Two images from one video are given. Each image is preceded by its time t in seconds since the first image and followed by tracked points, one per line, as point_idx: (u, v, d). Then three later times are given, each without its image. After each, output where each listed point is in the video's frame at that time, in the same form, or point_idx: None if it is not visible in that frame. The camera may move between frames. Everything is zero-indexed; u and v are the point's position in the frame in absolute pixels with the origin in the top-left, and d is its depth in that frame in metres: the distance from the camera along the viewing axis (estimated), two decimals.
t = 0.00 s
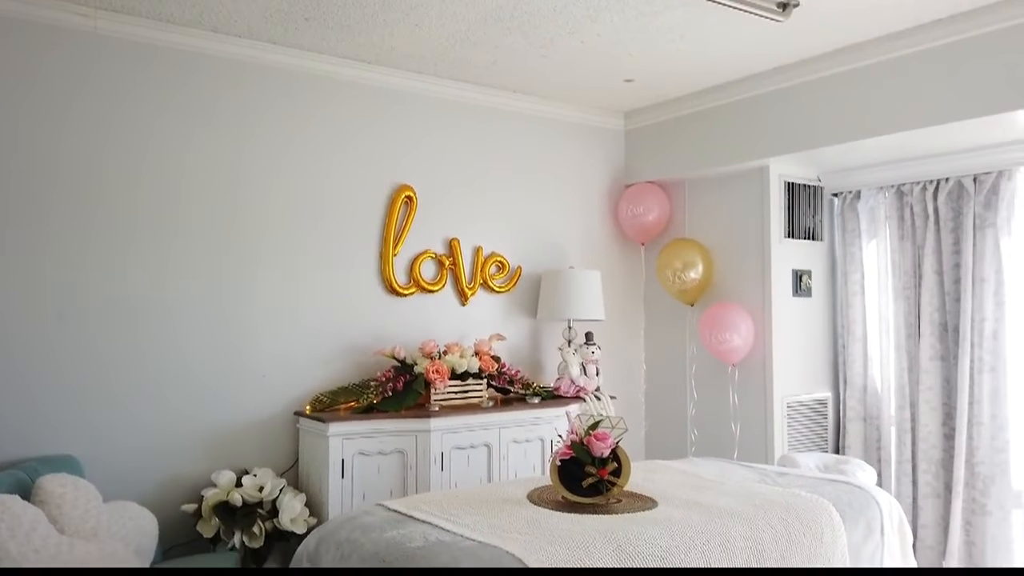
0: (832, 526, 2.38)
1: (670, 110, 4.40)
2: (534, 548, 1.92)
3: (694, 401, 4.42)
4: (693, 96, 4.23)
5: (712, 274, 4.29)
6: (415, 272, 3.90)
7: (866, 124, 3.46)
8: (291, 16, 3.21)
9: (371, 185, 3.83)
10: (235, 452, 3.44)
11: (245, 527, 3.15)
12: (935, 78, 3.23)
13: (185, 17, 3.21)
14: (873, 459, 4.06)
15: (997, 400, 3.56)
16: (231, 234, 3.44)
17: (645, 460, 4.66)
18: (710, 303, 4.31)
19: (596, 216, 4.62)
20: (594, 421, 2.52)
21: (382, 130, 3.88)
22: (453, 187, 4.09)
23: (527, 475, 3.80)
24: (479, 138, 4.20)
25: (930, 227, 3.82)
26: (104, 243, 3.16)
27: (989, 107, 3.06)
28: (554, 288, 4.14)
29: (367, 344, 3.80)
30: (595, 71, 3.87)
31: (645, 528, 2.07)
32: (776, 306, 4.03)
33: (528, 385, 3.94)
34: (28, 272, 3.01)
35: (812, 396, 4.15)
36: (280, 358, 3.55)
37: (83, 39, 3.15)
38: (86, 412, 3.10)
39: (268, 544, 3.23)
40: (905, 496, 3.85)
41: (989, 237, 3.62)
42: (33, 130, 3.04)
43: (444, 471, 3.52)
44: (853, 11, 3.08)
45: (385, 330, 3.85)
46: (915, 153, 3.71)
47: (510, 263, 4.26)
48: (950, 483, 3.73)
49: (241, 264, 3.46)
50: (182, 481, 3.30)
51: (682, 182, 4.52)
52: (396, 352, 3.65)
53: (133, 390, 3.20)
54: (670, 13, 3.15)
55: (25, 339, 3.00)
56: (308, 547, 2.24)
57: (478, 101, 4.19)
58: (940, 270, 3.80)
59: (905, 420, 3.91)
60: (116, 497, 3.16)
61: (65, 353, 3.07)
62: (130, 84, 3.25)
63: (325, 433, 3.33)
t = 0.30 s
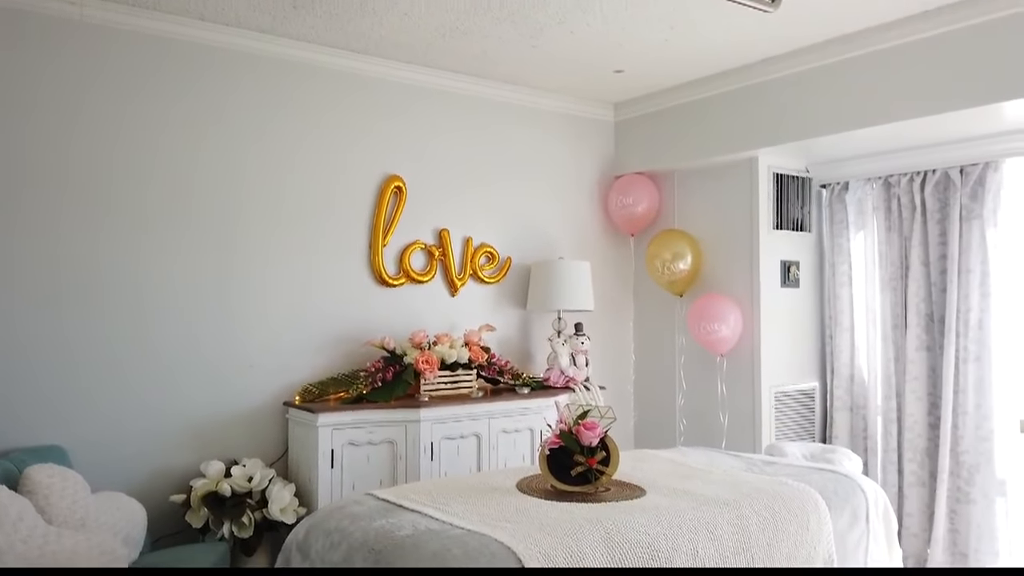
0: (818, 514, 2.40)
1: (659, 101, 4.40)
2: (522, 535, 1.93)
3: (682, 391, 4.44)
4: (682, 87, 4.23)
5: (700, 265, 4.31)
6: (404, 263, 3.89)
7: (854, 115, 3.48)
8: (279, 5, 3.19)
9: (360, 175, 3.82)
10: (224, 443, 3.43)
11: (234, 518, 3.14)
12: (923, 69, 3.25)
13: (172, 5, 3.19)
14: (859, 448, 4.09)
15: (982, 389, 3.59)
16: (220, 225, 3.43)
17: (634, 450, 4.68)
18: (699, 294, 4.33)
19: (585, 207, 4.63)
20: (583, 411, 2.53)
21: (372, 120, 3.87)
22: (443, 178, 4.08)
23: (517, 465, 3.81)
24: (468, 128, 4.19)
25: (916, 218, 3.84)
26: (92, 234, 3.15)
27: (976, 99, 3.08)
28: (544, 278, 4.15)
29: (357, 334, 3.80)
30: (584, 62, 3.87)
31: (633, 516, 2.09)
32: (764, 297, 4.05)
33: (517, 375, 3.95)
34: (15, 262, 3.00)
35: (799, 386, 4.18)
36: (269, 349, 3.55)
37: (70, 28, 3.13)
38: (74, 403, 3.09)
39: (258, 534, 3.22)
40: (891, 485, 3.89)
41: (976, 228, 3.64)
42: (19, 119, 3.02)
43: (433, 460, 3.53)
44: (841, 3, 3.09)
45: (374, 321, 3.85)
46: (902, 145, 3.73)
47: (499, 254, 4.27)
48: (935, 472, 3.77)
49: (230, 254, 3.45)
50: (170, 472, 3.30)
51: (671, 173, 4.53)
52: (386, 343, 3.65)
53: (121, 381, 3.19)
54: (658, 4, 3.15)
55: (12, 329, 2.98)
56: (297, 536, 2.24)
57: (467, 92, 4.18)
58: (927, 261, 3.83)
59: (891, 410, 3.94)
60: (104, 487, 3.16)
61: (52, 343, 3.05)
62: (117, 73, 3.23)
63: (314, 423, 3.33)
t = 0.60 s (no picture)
0: (804, 501, 2.42)
1: (649, 91, 4.40)
2: (511, 522, 1.94)
3: (672, 381, 4.46)
4: (673, 77, 4.23)
5: (690, 255, 4.33)
6: (394, 253, 3.89)
7: (843, 106, 3.49)
8: None
9: (349, 164, 3.81)
10: (214, 433, 3.43)
11: (224, 507, 3.14)
12: (912, 60, 3.27)
13: None
14: (846, 437, 4.13)
15: (968, 378, 3.63)
16: (209, 214, 3.41)
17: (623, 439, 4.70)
18: (688, 284, 4.35)
19: (575, 197, 4.63)
20: (572, 399, 2.54)
21: (362, 109, 3.86)
22: (432, 167, 4.08)
23: (506, 454, 3.83)
24: (458, 117, 4.18)
25: (904, 209, 3.86)
26: (80, 222, 3.12)
27: (964, 89, 3.10)
28: (534, 268, 4.15)
29: (347, 324, 3.79)
30: (575, 51, 3.86)
31: (621, 503, 2.10)
32: (752, 286, 4.06)
33: (507, 364, 3.96)
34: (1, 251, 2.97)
35: (787, 375, 4.21)
36: (259, 338, 3.54)
37: (57, 14, 3.10)
38: (63, 393, 3.08)
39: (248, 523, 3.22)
40: (877, 473, 3.92)
41: (963, 219, 3.66)
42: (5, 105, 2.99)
43: (423, 450, 3.54)
44: None
45: (364, 310, 3.84)
46: (891, 135, 3.74)
47: (489, 244, 4.27)
48: (920, 460, 3.80)
49: (219, 243, 3.44)
50: (160, 462, 3.29)
51: (661, 163, 4.54)
52: (375, 333, 3.65)
53: (109, 370, 3.18)
54: None
55: None
56: (286, 525, 2.24)
57: (457, 81, 4.17)
58: (914, 251, 3.85)
59: (878, 398, 3.97)
60: (93, 477, 3.15)
61: (39, 332, 3.04)
62: (104, 60, 3.20)
63: (304, 413, 3.33)
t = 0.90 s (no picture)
0: (790, 488, 2.45)
1: (640, 80, 4.41)
2: (500, 510, 1.95)
3: (661, 370, 4.48)
4: (663, 67, 4.23)
5: (679, 245, 4.34)
6: (384, 242, 3.88)
7: (831, 96, 3.51)
8: None
9: (338, 153, 3.80)
10: (203, 421, 3.43)
11: (213, 496, 3.14)
12: (898, 51, 3.28)
13: None
14: (833, 426, 4.17)
15: (954, 367, 3.65)
16: (196, 202, 3.40)
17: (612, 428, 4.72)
18: (677, 274, 4.37)
19: (565, 187, 4.63)
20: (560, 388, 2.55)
21: (351, 97, 3.84)
22: (422, 157, 4.07)
23: (496, 442, 3.84)
24: (448, 106, 4.17)
25: (891, 198, 3.88)
26: (67, 210, 3.11)
27: (950, 79, 3.12)
28: (524, 258, 4.15)
29: (336, 313, 3.79)
30: (565, 40, 3.86)
31: (608, 491, 2.12)
32: (740, 276, 4.08)
33: (497, 353, 3.97)
34: None
35: (775, 364, 4.23)
36: (248, 327, 3.53)
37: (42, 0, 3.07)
38: (51, 382, 3.07)
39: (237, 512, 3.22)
40: (863, 461, 3.96)
41: (949, 209, 3.69)
42: None
43: (413, 439, 3.55)
44: None
45: (353, 300, 3.84)
46: (879, 125, 3.76)
47: (479, 234, 4.27)
48: (906, 448, 3.84)
49: (208, 232, 3.42)
50: (148, 451, 3.29)
51: (650, 153, 4.54)
52: (365, 322, 3.65)
53: (98, 359, 3.17)
54: None
55: None
56: (274, 513, 2.24)
57: (447, 70, 4.16)
58: (901, 241, 3.88)
59: (864, 387, 4.00)
60: (82, 466, 3.14)
61: (26, 321, 3.02)
62: (91, 46, 3.18)
63: (293, 402, 3.33)
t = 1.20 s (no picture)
0: (777, 475, 2.47)
1: (629, 70, 4.40)
2: (488, 498, 1.96)
3: (649, 359, 4.50)
4: (652, 57, 4.23)
5: (668, 235, 4.35)
6: (373, 232, 3.88)
7: (820, 86, 3.52)
8: None
9: (327, 143, 3.78)
10: (191, 411, 3.42)
11: (202, 486, 3.13)
12: (886, 41, 3.30)
13: None
14: (820, 414, 4.20)
15: (939, 356, 3.68)
16: (184, 192, 3.38)
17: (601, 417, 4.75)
18: (666, 264, 4.38)
19: (554, 177, 4.63)
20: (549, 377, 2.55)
21: (339, 87, 3.82)
22: (411, 146, 4.06)
23: (485, 432, 3.85)
24: (437, 96, 4.16)
25: (879, 188, 3.90)
26: (53, 200, 3.08)
27: (937, 70, 3.14)
28: (513, 248, 4.15)
29: (325, 303, 3.79)
30: (554, 29, 3.85)
31: (596, 479, 2.13)
32: (729, 266, 4.10)
33: (486, 343, 3.98)
34: None
35: (762, 353, 4.26)
36: (236, 317, 3.52)
37: None
38: (38, 372, 3.06)
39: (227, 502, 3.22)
40: (850, 449, 3.99)
41: (935, 199, 3.71)
42: None
43: (402, 428, 3.56)
44: None
45: (342, 290, 3.83)
46: (866, 116, 3.78)
47: (468, 224, 4.26)
48: (891, 436, 3.88)
49: (196, 222, 3.41)
50: (137, 441, 3.28)
51: (640, 143, 4.55)
52: (353, 312, 3.64)
53: (85, 349, 3.16)
54: None
55: None
56: (263, 502, 2.23)
57: (436, 59, 4.15)
58: (888, 231, 3.90)
59: (850, 376, 4.03)
60: (70, 456, 3.14)
61: (13, 310, 3.00)
62: (77, 34, 3.15)
63: (282, 392, 3.32)
